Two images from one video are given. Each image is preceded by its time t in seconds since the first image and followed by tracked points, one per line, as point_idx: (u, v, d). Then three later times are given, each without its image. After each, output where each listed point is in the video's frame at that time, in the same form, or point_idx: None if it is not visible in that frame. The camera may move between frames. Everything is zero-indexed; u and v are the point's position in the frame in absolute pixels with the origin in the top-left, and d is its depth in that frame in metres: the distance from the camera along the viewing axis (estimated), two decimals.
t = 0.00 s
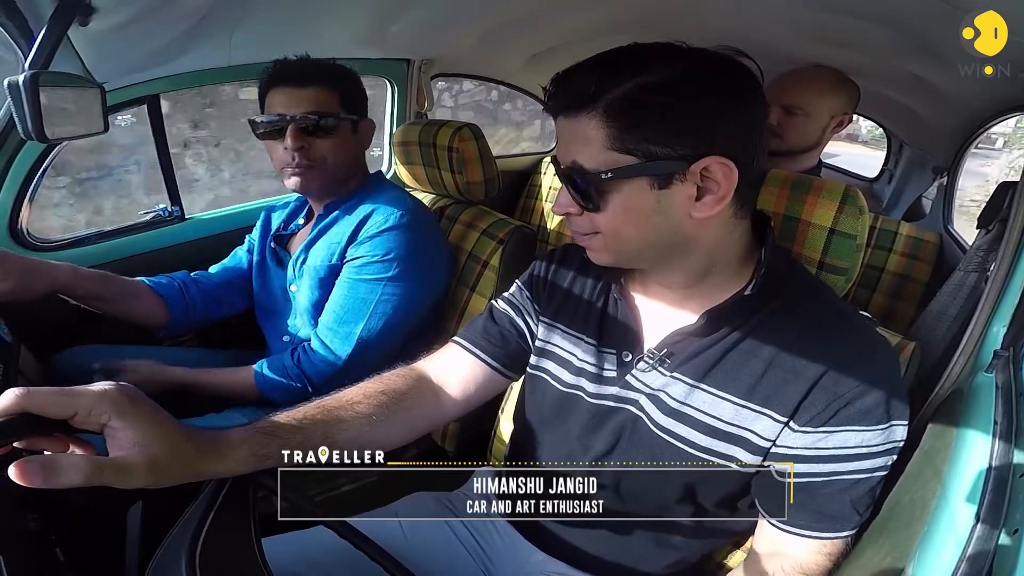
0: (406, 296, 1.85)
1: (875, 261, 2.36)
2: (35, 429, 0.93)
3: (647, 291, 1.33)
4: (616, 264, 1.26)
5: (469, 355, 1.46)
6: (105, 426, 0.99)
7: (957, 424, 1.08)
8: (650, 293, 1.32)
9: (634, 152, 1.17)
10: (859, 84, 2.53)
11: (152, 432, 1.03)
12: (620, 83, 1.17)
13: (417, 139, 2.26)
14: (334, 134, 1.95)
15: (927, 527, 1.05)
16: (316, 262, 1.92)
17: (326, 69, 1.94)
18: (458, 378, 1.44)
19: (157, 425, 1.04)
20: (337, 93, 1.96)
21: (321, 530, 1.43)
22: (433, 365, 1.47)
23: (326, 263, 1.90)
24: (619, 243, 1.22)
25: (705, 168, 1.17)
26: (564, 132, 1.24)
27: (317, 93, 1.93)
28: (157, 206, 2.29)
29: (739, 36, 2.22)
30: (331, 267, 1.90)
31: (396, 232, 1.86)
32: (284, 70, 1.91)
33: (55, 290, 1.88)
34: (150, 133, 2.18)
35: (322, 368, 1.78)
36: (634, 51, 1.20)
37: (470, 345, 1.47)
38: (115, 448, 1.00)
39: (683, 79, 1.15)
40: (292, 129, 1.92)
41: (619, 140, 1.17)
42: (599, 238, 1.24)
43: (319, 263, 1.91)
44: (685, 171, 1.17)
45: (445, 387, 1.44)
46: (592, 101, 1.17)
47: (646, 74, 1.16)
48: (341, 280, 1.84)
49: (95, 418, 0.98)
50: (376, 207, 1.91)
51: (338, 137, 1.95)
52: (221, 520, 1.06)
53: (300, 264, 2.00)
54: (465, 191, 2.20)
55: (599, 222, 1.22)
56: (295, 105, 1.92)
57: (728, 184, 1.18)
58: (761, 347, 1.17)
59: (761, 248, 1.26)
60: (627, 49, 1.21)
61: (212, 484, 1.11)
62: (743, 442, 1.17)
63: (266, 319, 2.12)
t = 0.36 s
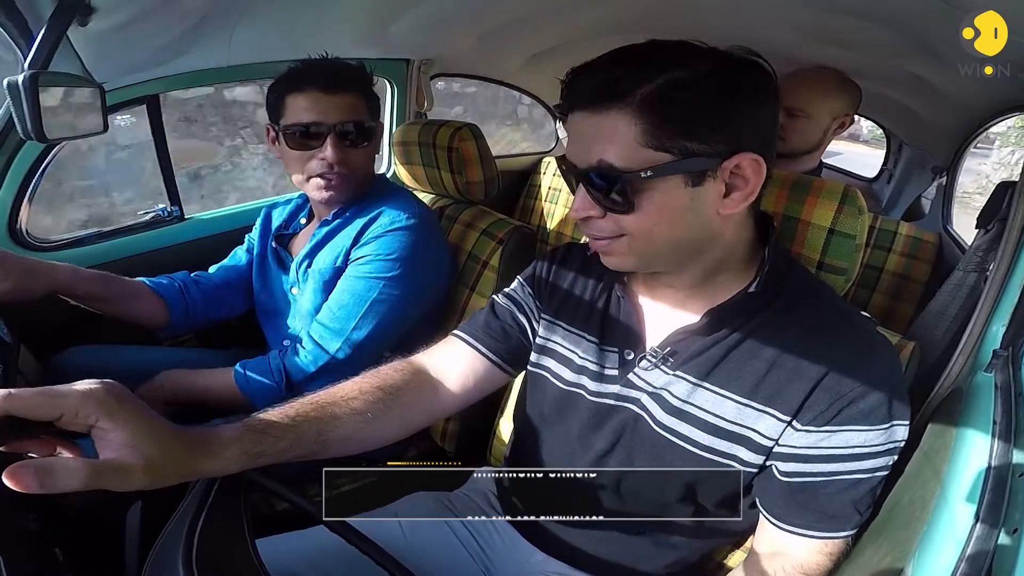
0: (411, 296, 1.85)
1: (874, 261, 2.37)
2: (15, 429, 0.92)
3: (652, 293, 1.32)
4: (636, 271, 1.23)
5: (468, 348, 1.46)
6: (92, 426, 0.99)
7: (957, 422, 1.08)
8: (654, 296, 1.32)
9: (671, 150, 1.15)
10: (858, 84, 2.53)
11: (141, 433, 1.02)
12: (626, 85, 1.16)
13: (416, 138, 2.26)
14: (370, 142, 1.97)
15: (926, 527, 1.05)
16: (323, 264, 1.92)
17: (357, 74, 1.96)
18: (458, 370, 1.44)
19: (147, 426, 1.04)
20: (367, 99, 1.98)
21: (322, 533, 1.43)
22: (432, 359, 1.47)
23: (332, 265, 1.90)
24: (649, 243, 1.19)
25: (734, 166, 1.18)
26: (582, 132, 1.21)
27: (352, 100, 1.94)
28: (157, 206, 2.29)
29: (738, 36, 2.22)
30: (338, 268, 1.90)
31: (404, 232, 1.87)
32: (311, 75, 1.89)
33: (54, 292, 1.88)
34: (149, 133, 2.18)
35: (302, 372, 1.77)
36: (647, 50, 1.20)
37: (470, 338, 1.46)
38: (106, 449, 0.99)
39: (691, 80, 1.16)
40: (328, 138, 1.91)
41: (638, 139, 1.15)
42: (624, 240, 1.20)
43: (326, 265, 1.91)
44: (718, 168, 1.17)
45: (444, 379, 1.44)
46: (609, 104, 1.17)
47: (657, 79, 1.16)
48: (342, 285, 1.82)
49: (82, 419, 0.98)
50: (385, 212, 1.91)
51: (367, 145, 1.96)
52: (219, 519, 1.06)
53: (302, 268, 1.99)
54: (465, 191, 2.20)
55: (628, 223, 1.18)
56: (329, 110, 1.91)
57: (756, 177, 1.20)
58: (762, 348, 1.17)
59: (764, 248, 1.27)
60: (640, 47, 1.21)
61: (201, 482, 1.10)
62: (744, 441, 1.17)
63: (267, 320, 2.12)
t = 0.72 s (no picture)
0: (419, 309, 1.83)
1: (874, 262, 2.37)
2: (8, 431, 0.92)
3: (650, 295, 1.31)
4: (665, 294, 1.24)
5: (463, 345, 1.46)
6: (85, 429, 0.99)
7: (956, 423, 1.08)
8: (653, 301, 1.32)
9: (710, 170, 1.12)
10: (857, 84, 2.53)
11: (135, 434, 1.02)
12: (654, 98, 1.11)
13: (416, 139, 2.26)
14: (320, 144, 1.93)
15: (925, 527, 1.05)
16: (326, 284, 1.92)
17: (317, 75, 1.93)
18: (456, 369, 1.44)
19: (142, 426, 1.04)
20: (329, 102, 1.96)
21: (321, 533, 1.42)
22: (430, 358, 1.47)
23: (337, 287, 1.90)
24: (688, 269, 1.18)
25: (759, 174, 1.18)
26: (603, 160, 1.13)
27: (303, 102, 1.93)
28: (155, 207, 2.30)
29: (737, 36, 2.22)
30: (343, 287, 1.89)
31: (410, 250, 1.84)
32: (277, 77, 1.91)
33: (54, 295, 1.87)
34: (148, 134, 2.18)
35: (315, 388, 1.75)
36: (654, 57, 1.16)
37: (468, 338, 1.46)
38: (100, 452, 1.00)
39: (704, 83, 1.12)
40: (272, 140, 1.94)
41: (679, 166, 1.11)
42: (663, 269, 1.18)
43: (332, 286, 1.90)
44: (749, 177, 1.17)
45: (442, 378, 1.44)
46: (641, 125, 1.10)
47: (683, 91, 1.11)
48: (352, 305, 1.79)
49: (75, 421, 0.98)
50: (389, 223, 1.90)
51: (324, 150, 1.94)
52: (217, 519, 1.06)
53: (301, 278, 1.99)
54: (464, 192, 2.20)
55: (667, 254, 1.16)
56: (277, 112, 1.93)
57: (778, 178, 1.21)
58: (762, 349, 1.17)
59: (765, 249, 1.27)
60: (645, 55, 1.17)
61: (193, 483, 1.08)
62: (744, 441, 1.17)
63: (268, 322, 2.10)
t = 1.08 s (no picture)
0: (420, 313, 1.83)
1: (872, 262, 2.36)
2: (10, 431, 0.93)
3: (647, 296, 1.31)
4: (665, 289, 1.23)
5: (462, 350, 1.46)
6: (85, 430, 0.99)
7: (953, 424, 1.07)
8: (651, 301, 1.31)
9: (724, 159, 1.12)
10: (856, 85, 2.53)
11: (135, 435, 1.02)
12: (669, 88, 1.11)
13: (415, 140, 2.26)
14: (290, 146, 1.97)
15: (923, 527, 1.05)
16: (325, 288, 1.91)
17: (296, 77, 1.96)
18: (454, 373, 1.44)
19: (144, 428, 1.04)
20: (307, 105, 1.99)
21: (321, 533, 1.42)
22: (428, 362, 1.47)
23: (336, 287, 1.89)
24: (695, 263, 1.17)
25: (767, 173, 1.19)
26: (621, 143, 1.12)
27: (279, 104, 1.97)
28: (154, 207, 2.30)
29: (737, 37, 2.22)
30: (342, 288, 1.89)
31: (413, 254, 1.84)
32: (259, 77, 1.97)
33: (53, 297, 1.87)
34: (148, 135, 2.18)
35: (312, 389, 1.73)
36: (669, 53, 1.17)
37: (466, 341, 1.46)
38: (100, 453, 1.00)
39: (725, 77, 1.14)
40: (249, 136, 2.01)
41: (699, 153, 1.10)
42: (671, 262, 1.16)
43: (331, 287, 1.90)
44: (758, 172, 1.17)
45: (439, 381, 1.44)
46: (661, 110, 1.10)
47: (700, 83, 1.12)
48: (352, 304, 1.79)
49: (75, 422, 0.98)
50: (391, 225, 1.90)
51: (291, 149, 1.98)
52: (216, 520, 1.06)
53: (299, 281, 1.99)
54: (463, 193, 2.20)
55: (676, 245, 1.15)
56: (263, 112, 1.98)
57: (782, 176, 1.22)
58: (762, 349, 1.17)
59: (762, 250, 1.27)
60: (658, 51, 1.17)
61: (195, 485, 1.08)
62: (743, 444, 1.17)
63: (266, 322, 2.11)
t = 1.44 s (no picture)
0: (417, 313, 1.83)
1: (871, 262, 2.37)
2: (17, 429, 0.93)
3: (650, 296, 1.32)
4: (656, 275, 1.22)
5: (465, 356, 1.45)
6: (91, 428, 0.99)
7: (953, 424, 1.07)
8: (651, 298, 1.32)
9: (718, 145, 1.13)
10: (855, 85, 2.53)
11: (139, 434, 1.02)
12: (670, 76, 1.13)
13: (414, 140, 2.27)
14: (290, 135, 2.01)
15: (924, 527, 1.05)
16: (325, 285, 1.91)
17: (307, 71, 2.02)
18: (458, 372, 1.45)
19: (149, 427, 1.04)
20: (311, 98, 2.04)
21: (320, 533, 1.42)
22: (430, 364, 1.46)
23: (335, 284, 1.90)
24: (686, 247, 1.16)
25: (767, 164, 1.20)
26: (618, 125, 1.14)
27: (286, 95, 2.03)
28: (153, 208, 2.30)
29: (737, 37, 2.22)
30: (342, 285, 1.89)
31: (413, 250, 1.85)
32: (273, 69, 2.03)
33: (52, 297, 1.87)
34: (147, 136, 2.18)
35: (305, 382, 1.73)
36: (677, 46, 1.19)
37: (467, 345, 1.46)
38: (100, 452, 0.99)
39: (726, 71, 1.15)
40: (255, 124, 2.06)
41: (693, 134, 1.12)
42: (663, 244, 1.16)
43: (330, 284, 1.90)
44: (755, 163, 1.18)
45: (444, 382, 1.44)
46: (658, 92, 1.12)
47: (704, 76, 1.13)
48: (351, 298, 1.80)
49: (81, 421, 0.98)
50: (389, 222, 1.91)
51: (290, 138, 2.01)
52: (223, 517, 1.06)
53: (300, 279, 1.99)
54: (463, 193, 2.20)
55: (668, 226, 1.15)
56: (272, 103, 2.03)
57: (783, 173, 1.23)
58: (762, 348, 1.17)
59: (764, 251, 1.27)
60: (665, 44, 1.19)
61: (201, 482, 1.07)
62: (743, 443, 1.17)
63: (267, 323, 2.11)
